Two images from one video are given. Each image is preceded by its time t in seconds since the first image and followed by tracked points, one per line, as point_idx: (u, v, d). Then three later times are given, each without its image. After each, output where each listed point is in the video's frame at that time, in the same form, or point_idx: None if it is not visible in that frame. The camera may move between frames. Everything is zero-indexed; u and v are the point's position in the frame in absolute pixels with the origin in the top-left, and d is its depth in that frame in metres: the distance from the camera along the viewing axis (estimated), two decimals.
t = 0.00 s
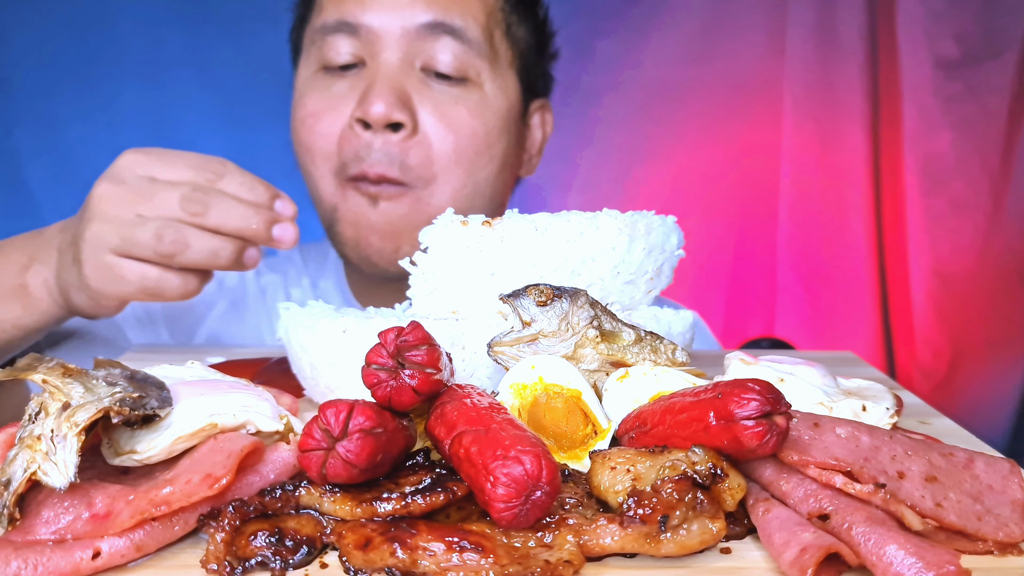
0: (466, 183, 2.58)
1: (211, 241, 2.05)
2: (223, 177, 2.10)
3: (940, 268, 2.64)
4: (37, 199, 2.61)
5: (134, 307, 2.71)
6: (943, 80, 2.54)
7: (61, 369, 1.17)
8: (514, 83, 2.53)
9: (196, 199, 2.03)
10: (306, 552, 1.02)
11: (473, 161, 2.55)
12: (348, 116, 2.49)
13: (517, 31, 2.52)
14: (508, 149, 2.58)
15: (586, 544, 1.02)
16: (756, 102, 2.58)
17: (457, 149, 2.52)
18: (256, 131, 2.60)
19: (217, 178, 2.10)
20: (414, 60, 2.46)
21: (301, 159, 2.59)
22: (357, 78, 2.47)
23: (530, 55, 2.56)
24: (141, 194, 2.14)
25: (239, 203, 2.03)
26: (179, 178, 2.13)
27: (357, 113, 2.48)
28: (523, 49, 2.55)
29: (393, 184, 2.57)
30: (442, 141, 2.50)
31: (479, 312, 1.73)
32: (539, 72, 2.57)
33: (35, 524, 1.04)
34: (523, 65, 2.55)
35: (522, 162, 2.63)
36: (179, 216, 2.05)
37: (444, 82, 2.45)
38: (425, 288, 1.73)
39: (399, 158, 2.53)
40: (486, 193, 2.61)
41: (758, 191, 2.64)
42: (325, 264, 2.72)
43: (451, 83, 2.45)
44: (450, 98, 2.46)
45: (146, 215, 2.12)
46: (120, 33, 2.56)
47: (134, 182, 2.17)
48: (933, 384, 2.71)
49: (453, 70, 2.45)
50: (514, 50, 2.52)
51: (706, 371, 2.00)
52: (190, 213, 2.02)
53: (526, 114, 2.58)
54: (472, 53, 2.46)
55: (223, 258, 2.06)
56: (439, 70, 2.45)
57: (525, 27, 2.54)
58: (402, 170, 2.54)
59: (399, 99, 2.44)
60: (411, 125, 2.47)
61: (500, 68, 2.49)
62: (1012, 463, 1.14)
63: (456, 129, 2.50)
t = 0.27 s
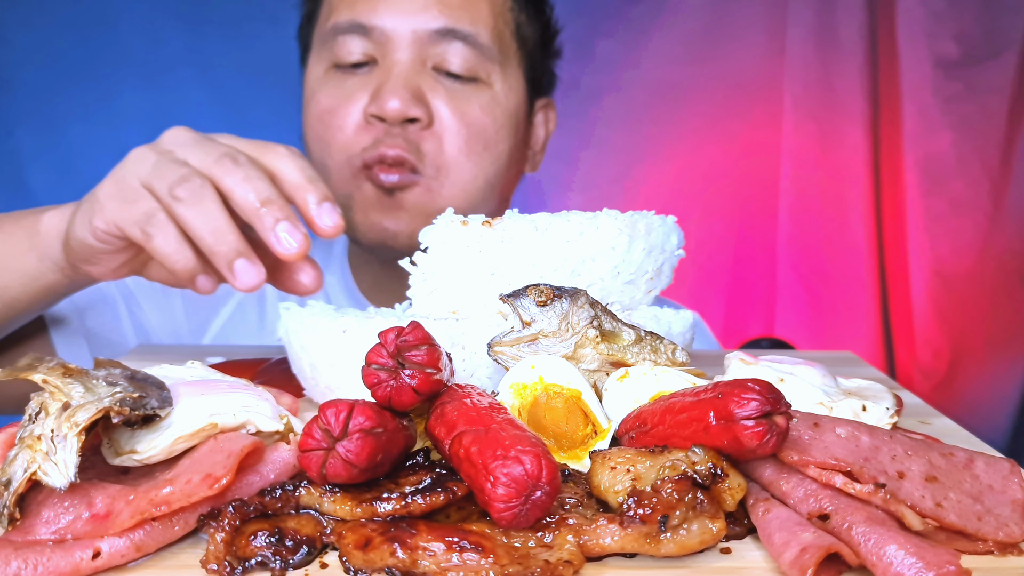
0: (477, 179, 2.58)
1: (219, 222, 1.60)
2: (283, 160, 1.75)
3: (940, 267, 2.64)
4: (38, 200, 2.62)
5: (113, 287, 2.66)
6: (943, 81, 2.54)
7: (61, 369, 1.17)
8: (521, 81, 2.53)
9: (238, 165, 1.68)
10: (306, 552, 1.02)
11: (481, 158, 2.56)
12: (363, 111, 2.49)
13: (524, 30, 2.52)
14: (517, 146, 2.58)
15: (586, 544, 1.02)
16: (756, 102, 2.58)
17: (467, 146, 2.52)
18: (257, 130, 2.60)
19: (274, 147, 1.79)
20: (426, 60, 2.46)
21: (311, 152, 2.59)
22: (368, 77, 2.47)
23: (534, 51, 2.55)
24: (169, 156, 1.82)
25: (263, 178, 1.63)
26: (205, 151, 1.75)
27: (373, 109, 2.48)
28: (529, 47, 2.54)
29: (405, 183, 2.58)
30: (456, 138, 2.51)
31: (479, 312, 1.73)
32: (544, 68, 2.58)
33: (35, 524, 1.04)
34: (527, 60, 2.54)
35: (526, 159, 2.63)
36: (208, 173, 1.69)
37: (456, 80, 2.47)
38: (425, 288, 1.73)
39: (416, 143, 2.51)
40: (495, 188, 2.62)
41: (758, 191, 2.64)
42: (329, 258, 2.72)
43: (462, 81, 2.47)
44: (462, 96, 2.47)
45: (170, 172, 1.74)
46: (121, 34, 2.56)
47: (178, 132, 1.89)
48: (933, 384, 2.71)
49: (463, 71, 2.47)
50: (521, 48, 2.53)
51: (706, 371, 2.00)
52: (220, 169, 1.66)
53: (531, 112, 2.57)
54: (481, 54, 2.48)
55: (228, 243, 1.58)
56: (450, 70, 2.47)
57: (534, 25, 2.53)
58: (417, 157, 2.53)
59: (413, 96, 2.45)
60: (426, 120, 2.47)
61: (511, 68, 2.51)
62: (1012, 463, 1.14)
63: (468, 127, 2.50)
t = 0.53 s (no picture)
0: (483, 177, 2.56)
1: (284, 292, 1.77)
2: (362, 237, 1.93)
3: (940, 268, 2.64)
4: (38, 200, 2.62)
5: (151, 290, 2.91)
6: (943, 81, 2.54)
7: (61, 369, 1.17)
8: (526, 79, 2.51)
9: (319, 231, 1.85)
10: (306, 552, 1.02)
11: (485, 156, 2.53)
12: (372, 109, 2.44)
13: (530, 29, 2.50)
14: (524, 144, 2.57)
15: (586, 544, 1.02)
16: (756, 102, 2.58)
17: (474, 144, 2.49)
18: (257, 129, 2.60)
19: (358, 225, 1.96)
20: (435, 55, 2.39)
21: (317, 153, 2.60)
22: (376, 74, 2.42)
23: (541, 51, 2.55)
24: (254, 198, 1.96)
25: (337, 246, 1.81)
26: (293, 207, 1.92)
27: (381, 107, 2.43)
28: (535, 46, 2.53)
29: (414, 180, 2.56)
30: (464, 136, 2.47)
31: (478, 312, 1.73)
32: (551, 68, 2.57)
33: (35, 524, 1.04)
34: (535, 59, 2.53)
35: (537, 156, 2.63)
36: (288, 235, 1.85)
37: (464, 76, 2.41)
38: (425, 288, 1.73)
39: (421, 151, 2.49)
40: (500, 187, 2.60)
41: (757, 191, 2.64)
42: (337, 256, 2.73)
43: (471, 78, 2.42)
44: (470, 92, 2.42)
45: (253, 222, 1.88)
46: (121, 34, 2.56)
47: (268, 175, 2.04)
48: (933, 384, 2.71)
49: (473, 66, 2.41)
50: (530, 47, 2.51)
51: (706, 371, 2.00)
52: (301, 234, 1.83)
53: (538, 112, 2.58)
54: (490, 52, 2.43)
55: (285, 320, 1.74)
56: (459, 65, 2.40)
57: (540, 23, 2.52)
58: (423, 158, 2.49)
59: (421, 93, 2.39)
60: (433, 117, 2.42)
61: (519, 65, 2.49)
62: (1012, 463, 1.14)
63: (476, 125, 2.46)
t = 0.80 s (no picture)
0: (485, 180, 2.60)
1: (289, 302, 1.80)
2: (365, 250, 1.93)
3: (941, 268, 2.64)
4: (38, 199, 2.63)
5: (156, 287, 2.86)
6: (943, 80, 2.54)
7: (61, 369, 1.18)
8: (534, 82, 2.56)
9: (326, 250, 1.86)
10: (306, 552, 1.02)
11: (495, 157, 2.57)
12: (376, 114, 2.46)
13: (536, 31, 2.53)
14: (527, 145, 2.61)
15: (586, 544, 1.02)
16: (755, 102, 2.58)
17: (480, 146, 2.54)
18: (257, 129, 2.61)
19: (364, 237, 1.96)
20: (440, 62, 2.43)
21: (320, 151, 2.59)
22: (380, 79, 2.43)
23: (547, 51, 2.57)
24: (262, 202, 1.96)
25: (342, 269, 1.82)
26: (302, 219, 1.92)
27: (386, 112, 2.45)
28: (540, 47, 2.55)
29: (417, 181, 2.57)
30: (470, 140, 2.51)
31: (478, 312, 1.72)
32: (555, 68, 2.60)
33: (35, 524, 1.04)
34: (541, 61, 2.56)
35: (537, 158, 2.65)
36: (295, 248, 1.86)
37: (469, 82, 2.45)
38: (424, 289, 1.74)
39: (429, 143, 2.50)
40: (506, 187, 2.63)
41: (758, 191, 2.64)
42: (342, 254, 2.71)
43: (475, 84, 2.46)
44: (476, 96, 2.46)
45: (261, 229, 1.88)
46: (120, 34, 2.56)
47: (276, 179, 2.05)
48: (933, 384, 2.71)
49: (477, 73, 2.46)
50: (535, 47, 2.54)
51: (706, 371, 2.00)
52: (308, 251, 1.84)
53: (541, 111, 2.60)
54: (495, 57, 2.49)
55: (290, 328, 1.78)
56: (464, 72, 2.44)
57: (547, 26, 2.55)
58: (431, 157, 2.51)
59: (428, 99, 2.41)
60: (440, 123, 2.45)
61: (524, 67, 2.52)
62: (1012, 463, 1.13)
63: (481, 128, 2.51)
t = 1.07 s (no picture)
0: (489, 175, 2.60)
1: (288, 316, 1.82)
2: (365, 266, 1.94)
3: (941, 268, 2.64)
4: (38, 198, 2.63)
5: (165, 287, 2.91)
6: (943, 80, 2.54)
7: (61, 369, 1.17)
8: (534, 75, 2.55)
9: (329, 268, 1.87)
10: (305, 552, 1.02)
11: (500, 150, 2.56)
12: (381, 108, 2.47)
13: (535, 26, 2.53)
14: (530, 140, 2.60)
15: (585, 543, 1.02)
16: (755, 101, 2.58)
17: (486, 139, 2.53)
18: (257, 129, 2.61)
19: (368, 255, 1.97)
20: (442, 56, 2.44)
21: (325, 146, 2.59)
22: (384, 75, 2.46)
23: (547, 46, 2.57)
24: (267, 211, 1.95)
25: (344, 289, 1.84)
26: (307, 233, 1.91)
27: (390, 106, 2.46)
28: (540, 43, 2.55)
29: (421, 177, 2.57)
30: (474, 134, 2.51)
31: (478, 312, 1.72)
32: (555, 64, 2.59)
33: (34, 524, 1.04)
34: (540, 55, 2.55)
35: (538, 153, 2.65)
36: (298, 263, 1.87)
37: (472, 76, 2.46)
38: (423, 288, 1.75)
39: (434, 135, 2.50)
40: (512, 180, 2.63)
41: (758, 191, 2.64)
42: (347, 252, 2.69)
43: (477, 76, 2.46)
44: (479, 89, 2.46)
45: (265, 240, 1.88)
46: (120, 34, 2.56)
47: (281, 187, 2.03)
48: (933, 384, 2.71)
49: (478, 66, 2.46)
50: (534, 44, 2.54)
51: (706, 371, 2.00)
52: (311, 268, 1.85)
53: (542, 106, 2.60)
54: (497, 51, 2.49)
55: (286, 340, 1.81)
56: (467, 65, 2.45)
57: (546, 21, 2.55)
58: (436, 148, 2.51)
59: (431, 92, 2.42)
60: (444, 115, 2.45)
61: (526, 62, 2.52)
62: (1012, 462, 1.13)
63: (487, 122, 2.50)
